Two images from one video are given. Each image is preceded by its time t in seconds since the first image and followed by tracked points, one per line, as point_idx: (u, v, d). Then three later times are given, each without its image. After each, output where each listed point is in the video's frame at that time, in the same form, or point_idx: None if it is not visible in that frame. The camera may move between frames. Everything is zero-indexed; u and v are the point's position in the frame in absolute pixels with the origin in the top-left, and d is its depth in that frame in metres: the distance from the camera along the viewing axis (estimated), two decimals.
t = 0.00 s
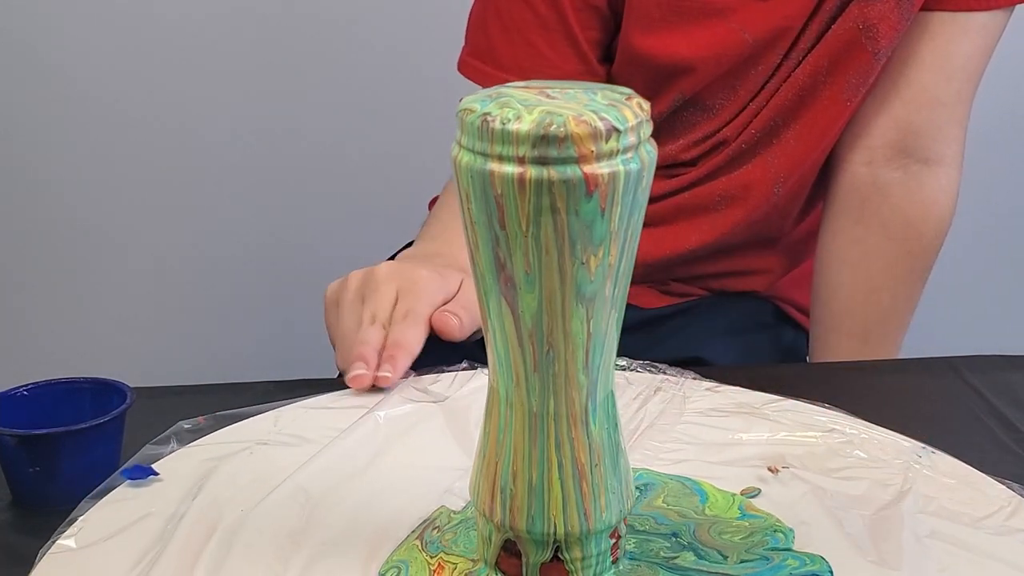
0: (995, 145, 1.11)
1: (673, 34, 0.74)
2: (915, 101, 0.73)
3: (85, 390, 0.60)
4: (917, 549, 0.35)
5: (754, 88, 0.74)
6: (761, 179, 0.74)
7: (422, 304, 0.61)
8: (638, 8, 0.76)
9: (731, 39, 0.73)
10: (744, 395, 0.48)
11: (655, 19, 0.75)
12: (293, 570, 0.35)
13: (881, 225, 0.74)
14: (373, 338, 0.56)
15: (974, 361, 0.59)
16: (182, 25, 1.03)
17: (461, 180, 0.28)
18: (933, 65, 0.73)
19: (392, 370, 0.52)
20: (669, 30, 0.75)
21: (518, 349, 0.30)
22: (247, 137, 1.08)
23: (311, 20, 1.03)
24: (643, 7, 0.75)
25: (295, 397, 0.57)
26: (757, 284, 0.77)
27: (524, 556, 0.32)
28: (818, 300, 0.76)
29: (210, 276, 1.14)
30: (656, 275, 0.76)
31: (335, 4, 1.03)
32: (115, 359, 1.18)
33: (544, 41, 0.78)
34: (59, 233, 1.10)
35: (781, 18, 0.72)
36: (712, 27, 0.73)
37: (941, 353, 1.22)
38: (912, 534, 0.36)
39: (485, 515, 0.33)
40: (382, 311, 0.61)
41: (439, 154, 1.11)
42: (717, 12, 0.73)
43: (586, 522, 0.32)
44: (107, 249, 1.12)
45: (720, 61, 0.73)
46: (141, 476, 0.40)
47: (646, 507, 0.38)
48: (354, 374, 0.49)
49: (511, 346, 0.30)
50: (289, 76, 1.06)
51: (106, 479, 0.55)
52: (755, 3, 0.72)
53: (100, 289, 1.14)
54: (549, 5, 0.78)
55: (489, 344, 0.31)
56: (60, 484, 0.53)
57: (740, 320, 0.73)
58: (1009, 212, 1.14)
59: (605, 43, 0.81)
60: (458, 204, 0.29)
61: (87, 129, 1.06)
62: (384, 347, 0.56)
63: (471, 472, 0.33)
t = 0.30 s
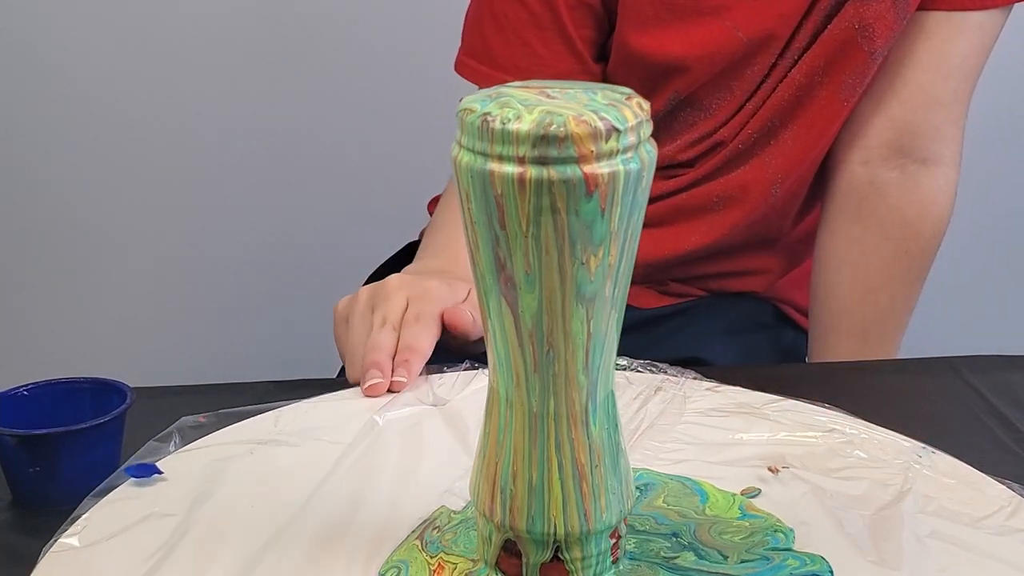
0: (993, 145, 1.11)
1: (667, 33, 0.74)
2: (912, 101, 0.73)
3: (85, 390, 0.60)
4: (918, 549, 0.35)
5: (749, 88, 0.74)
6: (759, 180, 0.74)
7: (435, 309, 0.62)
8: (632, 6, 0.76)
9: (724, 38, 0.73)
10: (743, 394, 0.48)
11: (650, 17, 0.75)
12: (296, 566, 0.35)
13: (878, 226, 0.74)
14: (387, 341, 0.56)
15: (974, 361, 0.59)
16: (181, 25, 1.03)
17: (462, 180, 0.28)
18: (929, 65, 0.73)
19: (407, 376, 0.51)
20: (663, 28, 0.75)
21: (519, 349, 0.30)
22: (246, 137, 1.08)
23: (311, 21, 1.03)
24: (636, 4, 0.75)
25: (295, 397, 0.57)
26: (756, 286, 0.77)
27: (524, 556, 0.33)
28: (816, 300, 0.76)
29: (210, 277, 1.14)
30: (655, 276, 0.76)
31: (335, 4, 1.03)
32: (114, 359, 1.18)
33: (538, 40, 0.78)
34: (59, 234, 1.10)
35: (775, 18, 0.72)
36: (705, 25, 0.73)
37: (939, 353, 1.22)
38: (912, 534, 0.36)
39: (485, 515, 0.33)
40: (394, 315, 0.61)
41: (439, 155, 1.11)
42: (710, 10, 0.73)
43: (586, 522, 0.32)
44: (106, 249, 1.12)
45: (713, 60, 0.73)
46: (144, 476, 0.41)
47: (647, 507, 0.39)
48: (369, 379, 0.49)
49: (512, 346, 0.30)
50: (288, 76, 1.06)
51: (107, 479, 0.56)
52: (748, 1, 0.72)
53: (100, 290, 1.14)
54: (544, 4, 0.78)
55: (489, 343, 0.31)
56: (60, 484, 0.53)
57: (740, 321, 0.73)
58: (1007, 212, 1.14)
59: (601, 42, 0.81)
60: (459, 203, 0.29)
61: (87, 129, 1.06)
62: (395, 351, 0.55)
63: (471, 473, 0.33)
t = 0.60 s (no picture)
0: (993, 145, 1.11)
1: (662, 31, 0.74)
2: (911, 101, 0.73)
3: (85, 390, 0.60)
4: (919, 548, 0.35)
5: (747, 87, 0.74)
6: (758, 181, 0.74)
7: (440, 307, 0.62)
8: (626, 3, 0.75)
9: (720, 36, 0.73)
10: (743, 394, 0.48)
11: (644, 13, 0.75)
12: (302, 561, 0.35)
13: (877, 226, 0.74)
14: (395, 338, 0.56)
15: (975, 362, 0.59)
16: (181, 24, 1.02)
17: (461, 181, 0.28)
18: (928, 64, 0.73)
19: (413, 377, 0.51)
20: (658, 26, 0.74)
21: (519, 350, 0.30)
22: (247, 137, 1.08)
23: (310, 20, 1.03)
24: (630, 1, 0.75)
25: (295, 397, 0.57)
26: (757, 287, 0.77)
27: (523, 557, 0.33)
28: (815, 300, 0.76)
29: (210, 276, 1.14)
30: (654, 277, 0.76)
31: (334, 4, 1.03)
32: (115, 358, 1.18)
33: (533, 38, 0.78)
34: (58, 233, 1.10)
35: (772, 16, 0.72)
36: (700, 22, 0.73)
37: (938, 351, 1.22)
38: (913, 534, 0.36)
39: (485, 515, 0.33)
40: (401, 312, 0.61)
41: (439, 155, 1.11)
42: (706, 8, 0.73)
43: (586, 522, 0.32)
44: (107, 249, 1.12)
45: (709, 58, 0.73)
46: (146, 478, 0.40)
47: (647, 507, 0.39)
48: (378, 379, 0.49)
49: (512, 347, 0.30)
50: (288, 76, 1.06)
51: (107, 479, 0.56)
52: None
53: (100, 289, 1.14)
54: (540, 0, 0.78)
55: (489, 343, 0.31)
56: (60, 485, 0.54)
57: (740, 322, 0.73)
58: (1007, 211, 1.14)
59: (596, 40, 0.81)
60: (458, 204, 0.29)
61: (87, 129, 1.06)
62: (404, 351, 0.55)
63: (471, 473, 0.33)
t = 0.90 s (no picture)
0: (990, 144, 1.11)
1: (658, 30, 0.74)
2: (908, 101, 0.74)
3: (86, 390, 0.60)
4: (921, 551, 0.36)
5: (743, 87, 0.74)
6: (757, 181, 0.74)
7: (447, 302, 0.62)
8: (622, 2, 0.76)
9: (717, 35, 0.73)
10: (755, 395, 0.48)
11: (640, 12, 0.75)
12: (303, 561, 0.35)
13: (875, 226, 0.74)
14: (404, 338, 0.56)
15: (975, 361, 0.59)
16: (180, 25, 1.03)
17: (460, 181, 0.28)
18: (925, 64, 0.73)
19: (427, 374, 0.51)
20: (654, 25, 0.75)
21: (517, 350, 0.30)
22: (246, 138, 1.08)
23: (310, 21, 1.03)
24: None
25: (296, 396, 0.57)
26: (756, 288, 0.77)
27: (521, 556, 0.33)
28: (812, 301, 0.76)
29: (209, 277, 1.14)
30: (653, 277, 0.76)
31: (334, 5, 1.03)
32: (114, 360, 1.18)
33: (529, 35, 0.78)
34: (58, 234, 1.11)
35: (769, 16, 0.72)
36: (696, 21, 0.73)
37: (937, 351, 1.23)
38: (917, 539, 0.36)
39: (484, 515, 0.33)
40: (408, 308, 0.61)
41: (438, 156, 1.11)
42: (702, 7, 0.73)
43: (584, 522, 0.32)
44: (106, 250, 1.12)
45: (705, 56, 0.73)
46: (154, 471, 0.40)
47: (650, 508, 0.39)
48: (387, 380, 0.49)
49: (510, 346, 0.30)
50: (288, 77, 1.06)
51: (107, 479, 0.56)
52: None
53: (99, 290, 1.14)
54: None
55: (488, 343, 0.31)
56: (60, 485, 0.54)
57: (740, 322, 0.74)
58: (1005, 211, 1.14)
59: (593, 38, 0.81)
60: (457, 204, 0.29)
61: (87, 130, 1.06)
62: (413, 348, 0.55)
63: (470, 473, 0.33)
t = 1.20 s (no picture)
0: (990, 144, 1.11)
1: (655, 30, 0.75)
2: (907, 101, 0.74)
3: (86, 390, 0.60)
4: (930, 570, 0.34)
5: (741, 87, 0.74)
6: (755, 181, 0.74)
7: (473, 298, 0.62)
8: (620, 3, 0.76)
9: (714, 35, 0.73)
10: (793, 404, 0.47)
11: (638, 12, 0.75)
12: (299, 560, 0.34)
13: (874, 226, 0.74)
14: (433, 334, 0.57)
15: (975, 361, 0.59)
16: (180, 25, 1.03)
17: (455, 179, 0.29)
18: (924, 64, 0.73)
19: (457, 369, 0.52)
20: (652, 25, 0.75)
21: (511, 348, 0.30)
22: (246, 138, 1.08)
23: (309, 21, 1.04)
24: None
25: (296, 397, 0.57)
26: (757, 287, 0.77)
27: (516, 554, 0.33)
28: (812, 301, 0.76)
29: (209, 277, 1.14)
30: (653, 277, 0.76)
31: (333, 5, 1.03)
32: (114, 360, 1.18)
33: (527, 36, 0.78)
34: (57, 234, 1.11)
35: (767, 16, 0.72)
36: (694, 21, 0.74)
37: (938, 352, 1.23)
38: (930, 556, 0.35)
39: (481, 512, 0.33)
40: (436, 300, 0.62)
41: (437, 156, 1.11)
42: (701, 7, 0.73)
43: (578, 524, 0.32)
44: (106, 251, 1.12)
45: (702, 56, 0.73)
46: (179, 455, 0.41)
47: (662, 513, 0.39)
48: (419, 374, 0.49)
49: (504, 344, 0.30)
50: (288, 77, 1.06)
51: (107, 479, 0.56)
52: None
53: (100, 290, 1.14)
54: None
55: (485, 341, 0.31)
56: (60, 485, 0.54)
57: (741, 322, 0.74)
58: (1006, 211, 1.14)
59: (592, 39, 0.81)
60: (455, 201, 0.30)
61: (86, 130, 1.07)
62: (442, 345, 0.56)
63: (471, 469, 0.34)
